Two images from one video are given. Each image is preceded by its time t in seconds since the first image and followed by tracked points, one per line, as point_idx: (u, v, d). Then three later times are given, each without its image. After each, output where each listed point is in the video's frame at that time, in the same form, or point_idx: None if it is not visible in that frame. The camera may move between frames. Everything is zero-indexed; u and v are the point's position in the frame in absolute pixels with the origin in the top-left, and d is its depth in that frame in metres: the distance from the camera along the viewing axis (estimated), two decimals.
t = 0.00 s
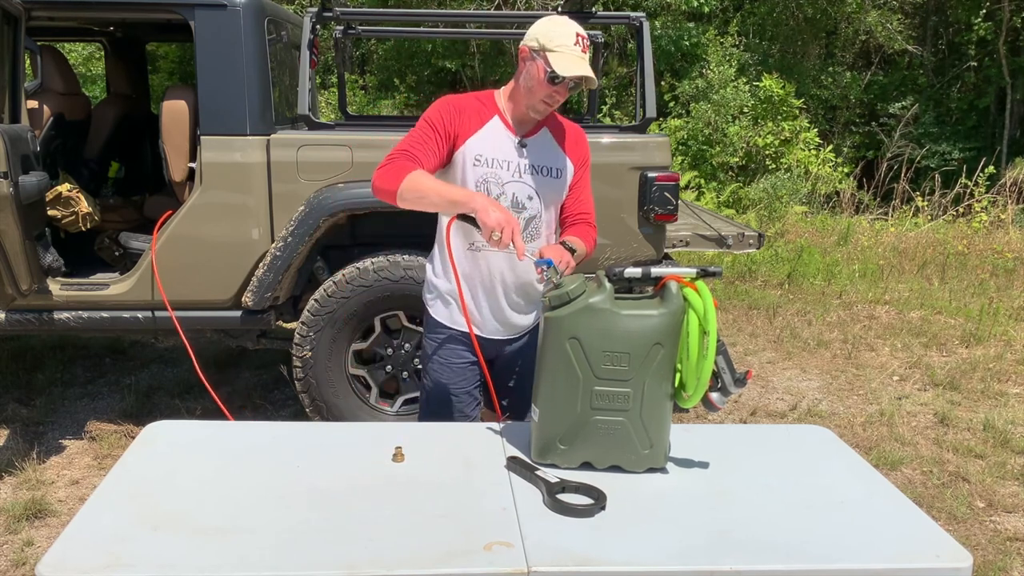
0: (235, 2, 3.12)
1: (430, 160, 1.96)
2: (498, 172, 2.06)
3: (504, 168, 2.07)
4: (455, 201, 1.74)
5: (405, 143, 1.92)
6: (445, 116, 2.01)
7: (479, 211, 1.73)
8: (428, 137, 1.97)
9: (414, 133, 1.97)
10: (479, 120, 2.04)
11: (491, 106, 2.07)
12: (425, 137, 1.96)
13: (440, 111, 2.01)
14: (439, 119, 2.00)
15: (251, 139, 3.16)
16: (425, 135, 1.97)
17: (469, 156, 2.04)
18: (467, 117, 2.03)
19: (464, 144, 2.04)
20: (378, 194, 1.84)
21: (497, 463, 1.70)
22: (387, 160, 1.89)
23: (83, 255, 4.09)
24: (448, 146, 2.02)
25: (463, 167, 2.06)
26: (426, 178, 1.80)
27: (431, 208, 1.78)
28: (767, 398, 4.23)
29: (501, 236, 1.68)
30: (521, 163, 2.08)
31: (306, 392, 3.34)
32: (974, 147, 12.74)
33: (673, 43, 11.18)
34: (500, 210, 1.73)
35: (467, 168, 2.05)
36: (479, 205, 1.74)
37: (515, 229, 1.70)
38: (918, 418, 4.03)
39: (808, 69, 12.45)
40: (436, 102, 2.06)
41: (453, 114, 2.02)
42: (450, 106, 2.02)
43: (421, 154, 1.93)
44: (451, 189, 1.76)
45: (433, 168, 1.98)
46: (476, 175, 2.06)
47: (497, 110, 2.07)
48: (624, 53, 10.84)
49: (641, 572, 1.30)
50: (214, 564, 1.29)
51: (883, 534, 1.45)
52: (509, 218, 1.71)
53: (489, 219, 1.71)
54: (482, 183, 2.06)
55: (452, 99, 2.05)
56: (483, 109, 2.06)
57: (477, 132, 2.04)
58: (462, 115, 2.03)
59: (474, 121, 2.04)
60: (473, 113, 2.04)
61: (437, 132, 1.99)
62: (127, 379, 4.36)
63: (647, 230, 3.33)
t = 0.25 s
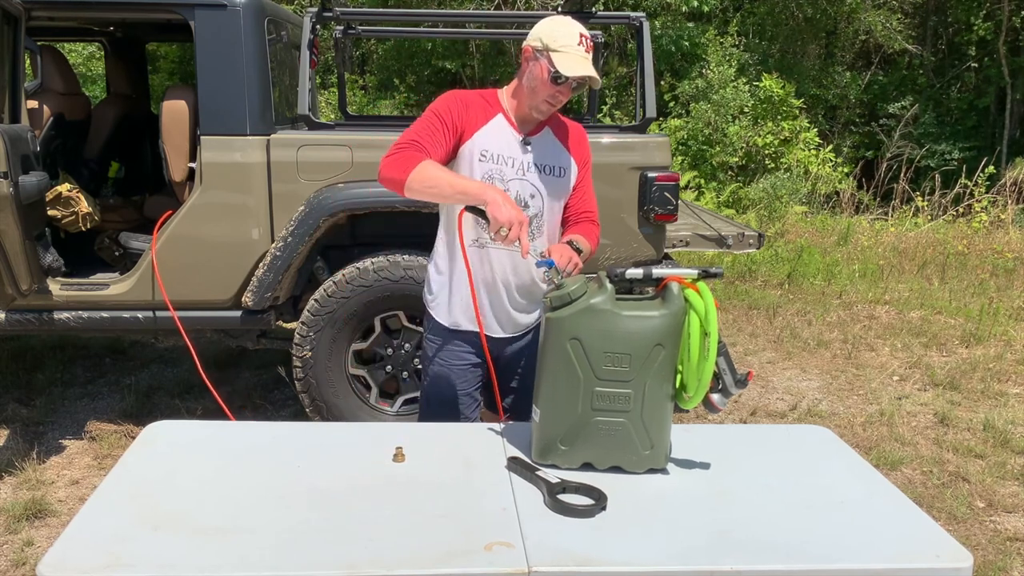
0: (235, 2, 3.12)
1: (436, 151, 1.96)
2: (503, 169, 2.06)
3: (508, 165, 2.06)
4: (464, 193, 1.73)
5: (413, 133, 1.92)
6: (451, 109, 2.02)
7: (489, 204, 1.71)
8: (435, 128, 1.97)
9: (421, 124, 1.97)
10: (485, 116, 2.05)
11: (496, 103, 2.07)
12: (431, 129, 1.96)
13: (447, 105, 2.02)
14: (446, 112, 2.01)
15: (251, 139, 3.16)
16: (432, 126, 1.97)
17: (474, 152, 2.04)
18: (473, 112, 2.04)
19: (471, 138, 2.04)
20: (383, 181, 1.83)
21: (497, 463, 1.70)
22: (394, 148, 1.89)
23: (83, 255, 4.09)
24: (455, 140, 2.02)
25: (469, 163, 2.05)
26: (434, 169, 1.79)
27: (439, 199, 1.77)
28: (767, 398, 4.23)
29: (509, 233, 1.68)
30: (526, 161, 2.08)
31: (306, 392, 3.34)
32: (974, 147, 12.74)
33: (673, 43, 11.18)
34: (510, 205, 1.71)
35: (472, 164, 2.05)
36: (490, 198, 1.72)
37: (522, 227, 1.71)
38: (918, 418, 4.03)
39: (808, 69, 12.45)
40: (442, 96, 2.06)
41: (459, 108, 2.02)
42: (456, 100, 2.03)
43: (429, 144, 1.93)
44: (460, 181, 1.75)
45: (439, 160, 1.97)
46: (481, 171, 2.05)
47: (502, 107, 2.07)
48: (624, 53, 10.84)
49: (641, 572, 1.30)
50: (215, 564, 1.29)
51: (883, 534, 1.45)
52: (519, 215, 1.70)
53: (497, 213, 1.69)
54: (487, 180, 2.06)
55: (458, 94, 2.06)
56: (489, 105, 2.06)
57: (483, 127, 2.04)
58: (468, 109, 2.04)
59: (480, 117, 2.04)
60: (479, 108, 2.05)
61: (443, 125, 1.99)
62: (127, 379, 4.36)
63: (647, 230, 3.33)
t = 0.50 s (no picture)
0: (235, 2, 3.12)
1: (437, 151, 1.96)
2: (506, 168, 2.06)
3: (511, 164, 2.06)
4: (463, 194, 1.73)
5: (412, 133, 1.92)
6: (453, 109, 2.01)
7: (488, 206, 1.70)
8: (435, 128, 1.97)
9: (421, 124, 1.97)
10: (487, 115, 2.04)
11: (498, 103, 2.07)
12: (432, 128, 1.96)
13: (448, 104, 2.02)
14: (447, 112, 2.00)
15: (251, 139, 3.16)
16: (432, 126, 1.97)
17: (477, 151, 2.04)
18: (475, 112, 2.04)
19: (472, 138, 2.03)
20: (382, 181, 1.84)
21: (497, 463, 1.70)
22: (394, 148, 1.89)
23: (83, 255, 4.09)
24: (456, 139, 2.02)
25: (471, 162, 2.05)
26: (433, 169, 1.79)
27: (437, 200, 1.77)
28: (767, 398, 4.23)
29: (508, 234, 1.68)
30: (529, 160, 2.07)
31: (306, 392, 3.34)
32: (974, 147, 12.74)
33: (673, 43, 11.18)
34: (508, 207, 1.71)
35: (475, 163, 2.05)
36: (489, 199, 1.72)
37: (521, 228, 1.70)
38: (918, 418, 4.03)
39: (808, 69, 12.45)
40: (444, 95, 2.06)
41: (460, 108, 2.02)
42: (458, 99, 2.03)
43: (429, 144, 1.93)
44: (459, 182, 1.75)
45: (439, 159, 1.98)
46: (483, 170, 2.05)
47: (504, 107, 2.07)
48: (624, 53, 10.84)
49: (640, 572, 1.30)
50: (215, 564, 1.29)
51: (883, 534, 1.45)
52: (518, 217, 1.70)
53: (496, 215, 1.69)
54: (490, 179, 2.06)
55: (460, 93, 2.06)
56: (490, 105, 2.06)
57: (485, 127, 2.04)
58: (470, 109, 2.03)
59: (482, 116, 2.04)
60: (480, 108, 2.05)
61: (444, 125, 1.99)
62: (127, 379, 4.36)
63: (647, 231, 3.33)
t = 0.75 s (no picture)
0: (235, 2, 3.12)
1: (437, 152, 1.96)
2: (507, 169, 2.06)
3: (512, 165, 2.06)
4: (463, 194, 1.73)
5: (412, 134, 1.92)
6: (452, 109, 2.01)
7: (489, 205, 1.70)
8: (435, 129, 1.97)
9: (421, 125, 1.97)
10: (487, 116, 2.04)
11: (498, 102, 2.07)
12: (432, 129, 1.96)
13: (447, 105, 2.02)
14: (447, 113, 2.00)
15: (251, 139, 3.16)
16: (432, 127, 1.97)
17: (478, 151, 2.04)
18: (475, 112, 2.04)
19: (472, 138, 2.03)
20: (382, 181, 1.83)
21: (497, 463, 1.70)
22: (394, 148, 1.88)
23: (83, 255, 4.09)
24: (457, 139, 2.02)
25: (472, 163, 2.05)
26: (433, 170, 1.78)
27: (437, 200, 1.77)
28: (767, 398, 4.23)
29: (509, 234, 1.68)
30: (530, 161, 2.08)
31: (306, 392, 3.34)
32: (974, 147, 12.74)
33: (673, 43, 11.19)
34: (508, 206, 1.71)
35: (475, 163, 2.05)
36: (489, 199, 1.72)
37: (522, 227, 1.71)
38: (918, 418, 4.03)
39: (807, 69, 12.45)
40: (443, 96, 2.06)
41: (460, 108, 2.02)
42: (457, 99, 2.02)
43: (429, 145, 1.93)
44: (459, 183, 1.75)
45: (439, 160, 1.97)
46: (484, 171, 2.05)
47: (504, 107, 2.07)
48: (624, 53, 10.84)
49: (640, 572, 1.30)
50: (215, 564, 1.29)
51: (883, 534, 1.45)
52: (518, 216, 1.70)
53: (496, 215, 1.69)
54: (491, 180, 2.06)
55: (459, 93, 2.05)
56: (490, 104, 2.06)
57: (484, 127, 2.04)
58: (469, 109, 2.03)
59: (482, 116, 2.04)
60: (480, 108, 2.04)
61: (444, 125, 1.99)
62: (127, 379, 4.36)
63: (647, 230, 3.33)
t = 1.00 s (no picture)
0: (235, 2, 3.12)
1: (436, 153, 1.96)
2: (507, 169, 2.06)
3: (512, 165, 2.06)
4: (463, 195, 1.73)
5: (412, 134, 1.92)
6: (452, 110, 2.01)
7: (489, 206, 1.70)
8: (434, 130, 1.97)
9: (420, 125, 1.96)
10: (487, 116, 2.04)
11: (497, 103, 2.07)
12: (431, 130, 1.96)
13: (446, 105, 2.01)
14: (446, 113, 2.00)
15: (251, 139, 3.16)
16: (431, 127, 1.97)
17: (477, 151, 2.04)
18: (475, 112, 2.04)
19: (472, 139, 2.03)
20: (381, 182, 1.83)
21: (497, 463, 1.70)
22: (394, 149, 1.88)
23: (83, 255, 4.09)
24: (456, 140, 2.02)
25: (472, 164, 2.05)
26: (432, 171, 1.78)
27: (437, 201, 1.77)
28: (767, 398, 4.23)
29: (509, 235, 1.68)
30: (530, 161, 2.08)
31: (306, 392, 3.34)
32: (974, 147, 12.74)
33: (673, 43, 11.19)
34: (508, 206, 1.71)
35: (475, 164, 2.05)
36: (488, 199, 1.72)
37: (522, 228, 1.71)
38: (918, 418, 4.03)
39: (807, 69, 12.45)
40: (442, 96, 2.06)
41: (459, 109, 2.02)
42: (457, 100, 2.02)
43: (428, 145, 1.93)
44: (458, 183, 1.75)
45: (439, 160, 1.97)
46: (484, 171, 2.05)
47: (503, 107, 2.07)
48: (624, 53, 10.84)
49: (641, 572, 1.30)
50: (215, 564, 1.29)
51: (883, 533, 1.45)
52: (518, 217, 1.70)
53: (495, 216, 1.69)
54: (491, 180, 2.06)
55: (458, 94, 2.05)
56: (490, 105, 2.06)
57: (484, 128, 2.04)
58: (469, 109, 2.03)
59: (481, 117, 2.04)
60: (479, 108, 2.04)
61: (444, 126, 1.99)
62: (127, 379, 4.36)
63: (647, 230, 3.33)
